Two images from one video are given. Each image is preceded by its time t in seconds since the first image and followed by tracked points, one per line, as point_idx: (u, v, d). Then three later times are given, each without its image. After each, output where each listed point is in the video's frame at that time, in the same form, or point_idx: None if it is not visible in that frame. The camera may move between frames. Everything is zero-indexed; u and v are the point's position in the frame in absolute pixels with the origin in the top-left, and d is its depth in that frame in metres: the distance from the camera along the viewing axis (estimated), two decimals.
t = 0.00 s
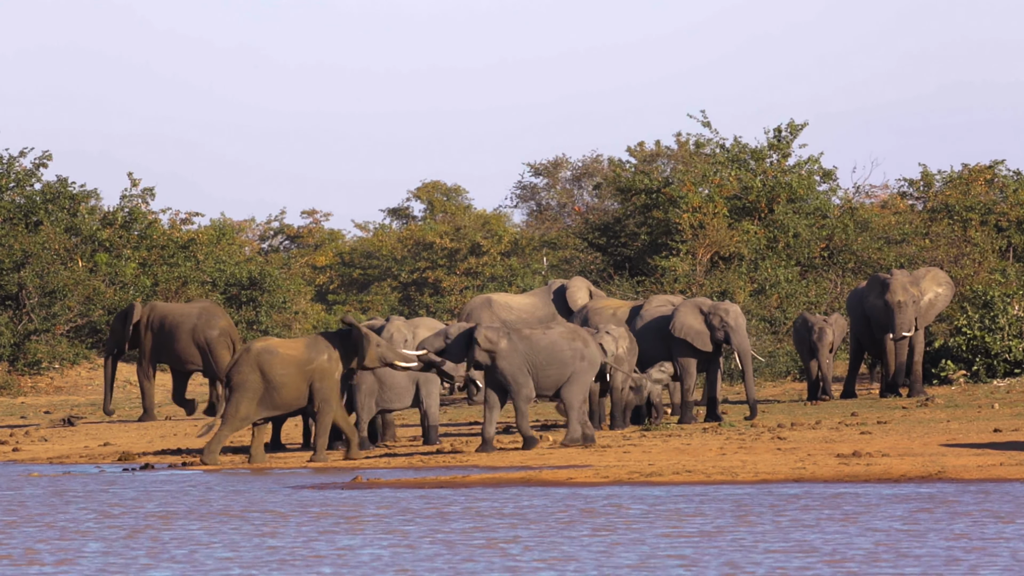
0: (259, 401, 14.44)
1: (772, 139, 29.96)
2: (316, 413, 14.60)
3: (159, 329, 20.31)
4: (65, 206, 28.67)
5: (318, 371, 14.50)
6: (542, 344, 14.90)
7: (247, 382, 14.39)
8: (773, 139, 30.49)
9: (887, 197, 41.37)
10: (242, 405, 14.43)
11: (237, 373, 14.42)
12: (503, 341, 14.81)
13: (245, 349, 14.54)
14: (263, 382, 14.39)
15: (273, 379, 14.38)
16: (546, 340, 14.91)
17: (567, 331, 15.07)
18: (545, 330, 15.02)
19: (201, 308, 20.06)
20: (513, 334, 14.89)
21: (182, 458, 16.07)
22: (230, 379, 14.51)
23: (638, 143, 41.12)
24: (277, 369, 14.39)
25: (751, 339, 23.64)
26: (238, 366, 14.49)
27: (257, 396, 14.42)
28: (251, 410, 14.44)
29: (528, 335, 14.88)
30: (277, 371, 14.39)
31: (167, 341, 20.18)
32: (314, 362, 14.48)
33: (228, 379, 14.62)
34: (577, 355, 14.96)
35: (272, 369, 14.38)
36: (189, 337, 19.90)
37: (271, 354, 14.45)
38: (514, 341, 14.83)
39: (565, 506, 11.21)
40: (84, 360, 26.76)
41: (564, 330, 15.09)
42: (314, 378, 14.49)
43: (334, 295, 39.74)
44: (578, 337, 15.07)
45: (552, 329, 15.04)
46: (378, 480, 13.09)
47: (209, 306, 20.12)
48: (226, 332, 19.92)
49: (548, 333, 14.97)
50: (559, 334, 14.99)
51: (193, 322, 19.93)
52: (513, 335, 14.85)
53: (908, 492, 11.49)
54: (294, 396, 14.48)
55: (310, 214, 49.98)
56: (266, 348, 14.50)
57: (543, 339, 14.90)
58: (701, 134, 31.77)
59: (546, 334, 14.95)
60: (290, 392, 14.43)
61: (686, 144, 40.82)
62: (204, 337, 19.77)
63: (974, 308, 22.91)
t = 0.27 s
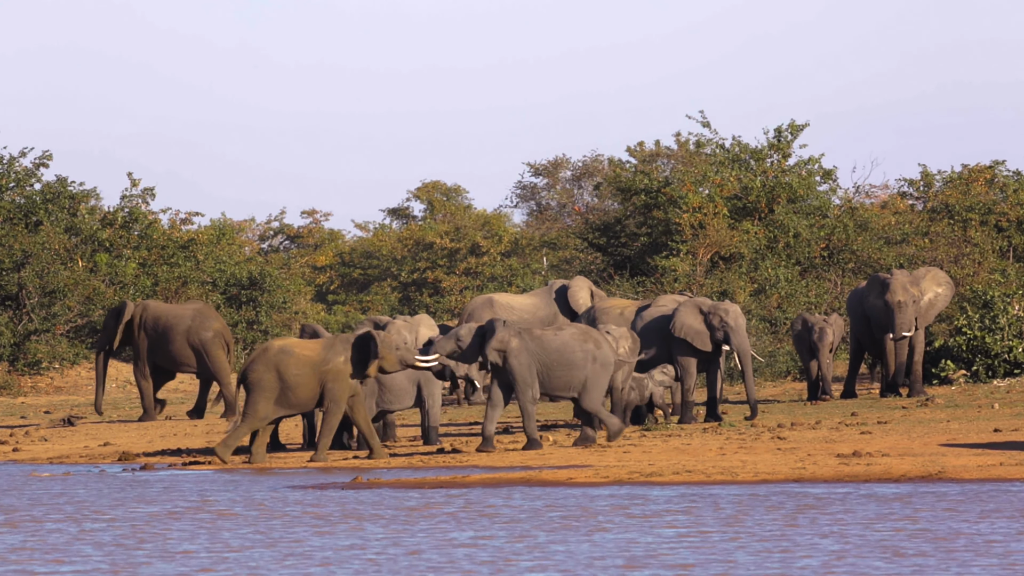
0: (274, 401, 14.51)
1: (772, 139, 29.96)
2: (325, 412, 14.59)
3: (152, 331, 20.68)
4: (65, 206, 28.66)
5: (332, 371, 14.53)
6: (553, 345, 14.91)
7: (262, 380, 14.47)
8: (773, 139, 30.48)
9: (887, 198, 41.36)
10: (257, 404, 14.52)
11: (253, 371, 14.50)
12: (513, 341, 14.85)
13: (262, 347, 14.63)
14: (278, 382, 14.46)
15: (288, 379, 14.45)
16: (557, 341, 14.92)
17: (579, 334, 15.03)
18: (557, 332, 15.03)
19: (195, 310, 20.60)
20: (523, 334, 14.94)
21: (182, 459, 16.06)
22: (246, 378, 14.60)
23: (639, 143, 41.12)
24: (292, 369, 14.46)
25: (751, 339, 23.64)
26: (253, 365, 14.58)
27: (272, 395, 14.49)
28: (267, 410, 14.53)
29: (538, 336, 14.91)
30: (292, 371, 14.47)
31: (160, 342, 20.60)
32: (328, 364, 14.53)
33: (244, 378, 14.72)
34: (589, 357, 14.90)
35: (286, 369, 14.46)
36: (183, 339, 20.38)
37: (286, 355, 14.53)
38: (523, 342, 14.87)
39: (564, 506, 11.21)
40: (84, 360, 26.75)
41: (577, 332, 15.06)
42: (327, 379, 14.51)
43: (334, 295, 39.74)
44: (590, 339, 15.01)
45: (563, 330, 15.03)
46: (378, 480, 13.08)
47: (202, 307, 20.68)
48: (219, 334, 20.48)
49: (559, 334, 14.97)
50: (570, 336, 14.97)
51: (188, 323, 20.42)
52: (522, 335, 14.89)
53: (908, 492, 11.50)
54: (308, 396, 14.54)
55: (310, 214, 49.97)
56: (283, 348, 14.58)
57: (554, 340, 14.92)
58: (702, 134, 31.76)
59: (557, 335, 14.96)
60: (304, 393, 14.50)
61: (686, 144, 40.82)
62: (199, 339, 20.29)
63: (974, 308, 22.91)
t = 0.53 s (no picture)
0: (296, 398, 14.39)
1: (772, 139, 29.97)
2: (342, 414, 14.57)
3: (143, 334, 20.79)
4: (65, 206, 28.66)
5: (350, 371, 14.52)
6: (568, 343, 14.83)
7: (284, 378, 14.35)
8: (773, 139, 30.48)
9: (887, 198, 41.38)
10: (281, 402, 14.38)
11: (273, 369, 14.39)
12: (528, 339, 14.78)
13: (280, 345, 14.53)
14: (300, 379, 14.36)
15: (309, 376, 14.36)
16: (572, 340, 14.83)
17: (595, 332, 14.94)
18: (574, 330, 14.94)
19: (187, 312, 20.82)
20: (539, 332, 14.86)
21: (181, 459, 16.05)
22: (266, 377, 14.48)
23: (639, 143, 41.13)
24: (312, 366, 14.38)
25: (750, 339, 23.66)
26: (272, 363, 14.47)
27: (294, 393, 14.36)
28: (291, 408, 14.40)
29: (555, 334, 14.83)
30: (312, 368, 14.38)
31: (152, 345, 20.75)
32: (347, 361, 14.52)
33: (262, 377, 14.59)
34: (604, 357, 14.82)
35: (307, 366, 14.37)
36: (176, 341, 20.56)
37: (305, 352, 14.45)
38: (538, 340, 14.80)
39: (565, 506, 11.20)
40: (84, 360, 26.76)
41: (594, 331, 14.96)
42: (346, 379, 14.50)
43: (334, 295, 39.76)
44: (606, 338, 14.91)
45: (580, 329, 14.94)
46: (379, 480, 13.08)
47: (194, 308, 20.92)
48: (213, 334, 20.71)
49: (575, 333, 14.89)
50: (587, 335, 14.88)
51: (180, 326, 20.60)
52: (538, 333, 14.82)
53: (908, 492, 11.50)
54: (328, 395, 14.48)
55: (310, 214, 50.00)
56: (301, 345, 14.49)
57: (569, 338, 14.84)
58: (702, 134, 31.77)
59: (573, 333, 14.88)
60: (325, 390, 14.44)
61: (686, 144, 40.83)
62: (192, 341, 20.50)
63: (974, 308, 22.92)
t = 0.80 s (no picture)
0: (317, 399, 14.45)
1: (772, 139, 29.97)
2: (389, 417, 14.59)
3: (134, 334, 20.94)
4: (65, 206, 28.66)
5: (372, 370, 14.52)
6: (585, 339, 14.88)
7: (305, 380, 14.43)
8: (773, 139, 30.47)
9: (887, 197, 41.37)
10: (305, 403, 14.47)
11: (293, 373, 14.47)
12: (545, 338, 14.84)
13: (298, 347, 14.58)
14: (320, 380, 14.42)
15: (329, 377, 14.40)
16: (589, 335, 14.89)
17: (611, 327, 15.01)
18: (590, 326, 15.01)
19: (178, 311, 21.02)
20: (556, 330, 14.92)
21: (181, 459, 16.05)
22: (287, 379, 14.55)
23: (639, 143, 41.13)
24: (331, 366, 14.42)
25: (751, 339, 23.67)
26: (293, 366, 14.53)
27: (314, 394, 14.43)
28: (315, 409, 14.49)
29: (570, 331, 14.92)
30: (331, 368, 14.42)
31: (142, 345, 20.92)
32: (368, 361, 14.50)
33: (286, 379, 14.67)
34: (621, 351, 14.87)
35: (325, 367, 14.41)
36: (167, 341, 20.77)
37: (323, 352, 14.48)
38: (556, 338, 14.86)
39: (565, 506, 11.20)
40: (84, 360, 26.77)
41: (609, 326, 15.04)
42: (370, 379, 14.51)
43: (334, 295, 39.77)
44: (622, 332, 14.98)
45: (596, 325, 15.01)
46: (379, 480, 13.08)
47: (185, 308, 21.14)
48: (204, 334, 21.02)
49: (591, 329, 14.95)
50: (603, 330, 14.94)
51: (171, 326, 20.80)
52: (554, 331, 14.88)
53: (908, 492, 11.50)
54: (350, 393, 14.50)
55: (309, 214, 50.01)
56: (319, 346, 14.52)
57: (586, 335, 14.90)
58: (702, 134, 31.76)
59: (589, 329, 14.94)
60: (349, 390, 14.46)
61: (686, 144, 40.83)
62: (183, 341, 20.74)
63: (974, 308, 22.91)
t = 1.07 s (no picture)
0: (340, 396, 14.38)
1: (772, 139, 29.96)
2: (410, 411, 14.65)
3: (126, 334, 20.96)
4: (65, 206, 28.64)
5: (395, 368, 14.53)
6: (600, 340, 15.01)
7: (327, 378, 14.34)
8: (774, 139, 30.47)
9: (887, 198, 41.37)
10: (326, 400, 14.37)
11: (316, 371, 14.38)
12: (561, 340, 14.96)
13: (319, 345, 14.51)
14: (342, 377, 14.35)
15: (352, 374, 14.34)
16: (604, 336, 15.02)
17: (627, 328, 15.10)
18: (605, 326, 15.13)
19: (170, 310, 21.08)
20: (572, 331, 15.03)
21: (182, 459, 16.05)
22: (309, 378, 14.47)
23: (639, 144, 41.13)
24: (353, 363, 14.37)
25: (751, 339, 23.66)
26: (314, 364, 14.45)
27: (337, 391, 14.35)
28: (337, 407, 14.39)
29: (587, 331, 15.03)
30: (353, 365, 14.36)
31: (134, 345, 20.93)
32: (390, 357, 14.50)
33: (305, 378, 14.57)
34: (635, 352, 14.99)
35: (348, 364, 14.35)
36: (158, 340, 20.76)
37: (345, 349, 14.44)
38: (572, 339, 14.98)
39: (565, 506, 11.20)
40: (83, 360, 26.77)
41: (625, 326, 15.14)
42: (394, 377, 14.53)
43: (334, 295, 39.77)
44: (637, 333, 15.08)
45: (611, 325, 15.12)
46: (378, 480, 13.07)
47: (178, 307, 21.20)
48: (195, 335, 21.08)
49: (606, 329, 15.07)
50: (618, 331, 15.05)
51: (163, 325, 20.83)
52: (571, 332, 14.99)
53: (908, 492, 11.49)
54: (373, 390, 14.46)
55: (310, 215, 50.01)
56: (340, 343, 14.48)
57: (601, 335, 15.03)
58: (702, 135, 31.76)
59: (604, 330, 15.06)
60: (371, 386, 14.42)
61: (686, 144, 40.82)
62: (174, 340, 20.75)
63: (974, 308, 22.91)
